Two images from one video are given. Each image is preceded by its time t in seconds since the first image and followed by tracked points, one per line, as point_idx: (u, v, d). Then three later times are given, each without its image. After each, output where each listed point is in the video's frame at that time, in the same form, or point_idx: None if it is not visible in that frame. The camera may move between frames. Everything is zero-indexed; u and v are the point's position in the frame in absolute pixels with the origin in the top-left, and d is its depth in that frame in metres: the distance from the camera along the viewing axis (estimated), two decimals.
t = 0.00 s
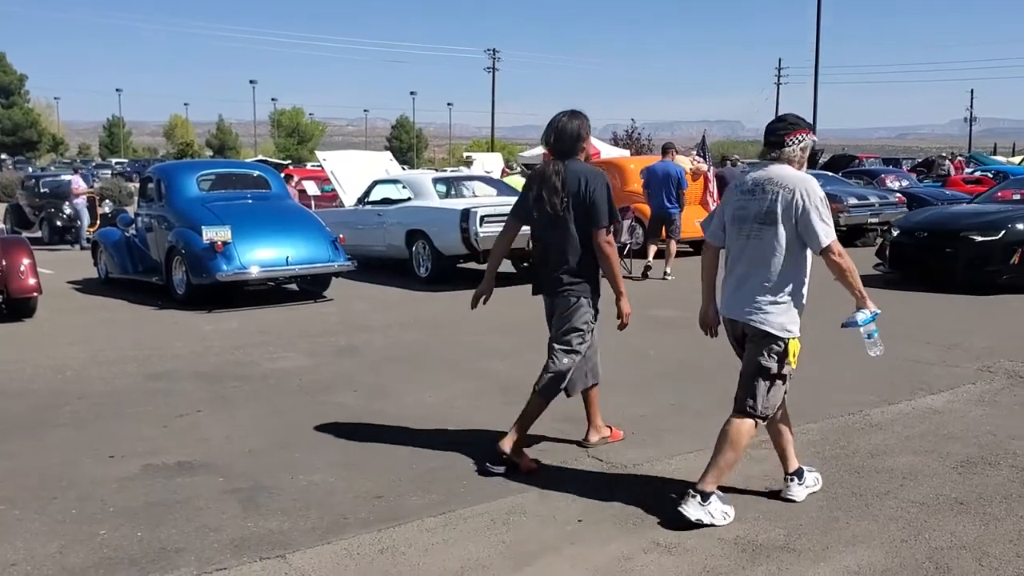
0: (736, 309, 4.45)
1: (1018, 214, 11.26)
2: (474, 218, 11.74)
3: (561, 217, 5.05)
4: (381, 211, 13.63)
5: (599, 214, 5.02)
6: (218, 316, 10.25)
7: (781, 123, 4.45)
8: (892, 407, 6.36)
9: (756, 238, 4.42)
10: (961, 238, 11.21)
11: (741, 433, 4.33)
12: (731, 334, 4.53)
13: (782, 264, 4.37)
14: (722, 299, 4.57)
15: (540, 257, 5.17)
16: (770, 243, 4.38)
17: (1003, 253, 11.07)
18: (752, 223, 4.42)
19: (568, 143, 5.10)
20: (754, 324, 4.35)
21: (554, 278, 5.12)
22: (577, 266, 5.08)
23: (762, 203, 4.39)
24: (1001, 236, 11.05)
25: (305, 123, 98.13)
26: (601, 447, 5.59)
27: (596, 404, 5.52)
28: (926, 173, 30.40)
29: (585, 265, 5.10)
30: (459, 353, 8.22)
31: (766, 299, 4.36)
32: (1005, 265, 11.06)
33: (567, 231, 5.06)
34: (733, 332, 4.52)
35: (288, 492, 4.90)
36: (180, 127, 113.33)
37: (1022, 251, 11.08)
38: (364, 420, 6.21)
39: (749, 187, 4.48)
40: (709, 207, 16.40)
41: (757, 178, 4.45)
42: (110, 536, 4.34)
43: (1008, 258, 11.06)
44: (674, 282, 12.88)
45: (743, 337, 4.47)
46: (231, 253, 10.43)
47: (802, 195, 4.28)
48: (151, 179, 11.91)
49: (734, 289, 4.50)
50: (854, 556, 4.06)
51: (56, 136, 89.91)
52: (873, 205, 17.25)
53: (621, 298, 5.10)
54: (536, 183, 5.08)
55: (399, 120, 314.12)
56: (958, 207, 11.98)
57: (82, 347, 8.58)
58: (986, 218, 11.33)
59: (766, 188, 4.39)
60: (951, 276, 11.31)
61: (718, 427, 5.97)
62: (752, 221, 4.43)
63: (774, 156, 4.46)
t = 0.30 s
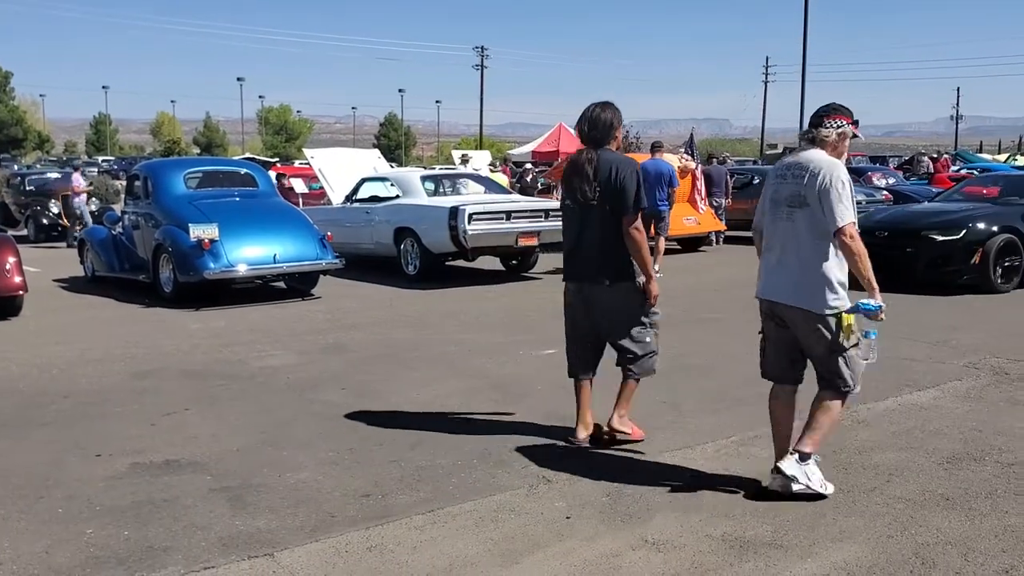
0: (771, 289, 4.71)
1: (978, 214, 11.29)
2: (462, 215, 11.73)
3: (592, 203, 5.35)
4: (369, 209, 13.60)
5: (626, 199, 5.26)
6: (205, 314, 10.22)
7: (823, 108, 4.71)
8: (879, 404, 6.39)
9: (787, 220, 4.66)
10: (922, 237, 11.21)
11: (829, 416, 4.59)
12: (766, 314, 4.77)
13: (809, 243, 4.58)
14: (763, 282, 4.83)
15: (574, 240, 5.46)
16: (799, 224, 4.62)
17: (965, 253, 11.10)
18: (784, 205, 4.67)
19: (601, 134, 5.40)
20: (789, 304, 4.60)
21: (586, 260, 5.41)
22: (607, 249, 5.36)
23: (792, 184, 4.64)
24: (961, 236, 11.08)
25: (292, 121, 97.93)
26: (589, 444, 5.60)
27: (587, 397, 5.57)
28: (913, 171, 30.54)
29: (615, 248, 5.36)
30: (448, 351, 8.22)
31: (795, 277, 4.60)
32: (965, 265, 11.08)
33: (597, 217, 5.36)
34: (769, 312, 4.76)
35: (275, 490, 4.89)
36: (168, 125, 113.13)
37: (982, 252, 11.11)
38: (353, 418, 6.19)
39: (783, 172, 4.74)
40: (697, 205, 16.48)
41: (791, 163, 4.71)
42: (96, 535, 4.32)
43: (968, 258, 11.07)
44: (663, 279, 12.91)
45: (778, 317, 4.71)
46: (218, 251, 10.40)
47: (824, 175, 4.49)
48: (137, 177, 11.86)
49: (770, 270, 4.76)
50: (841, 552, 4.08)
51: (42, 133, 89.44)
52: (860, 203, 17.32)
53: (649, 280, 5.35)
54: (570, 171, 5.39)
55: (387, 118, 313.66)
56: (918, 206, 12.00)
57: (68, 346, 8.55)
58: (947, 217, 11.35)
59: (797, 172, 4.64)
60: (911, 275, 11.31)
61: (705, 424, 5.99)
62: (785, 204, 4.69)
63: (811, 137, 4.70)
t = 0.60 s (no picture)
0: (813, 291, 4.88)
1: (939, 215, 11.20)
2: (452, 214, 11.70)
3: (639, 209, 5.42)
4: (359, 208, 13.57)
5: (675, 205, 5.36)
6: (194, 313, 10.18)
7: (875, 122, 4.87)
8: (868, 402, 6.42)
9: (834, 226, 4.84)
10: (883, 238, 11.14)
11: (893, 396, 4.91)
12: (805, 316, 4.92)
13: (854, 249, 4.75)
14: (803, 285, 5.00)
15: (619, 245, 5.54)
16: (844, 230, 4.80)
17: (926, 254, 10.99)
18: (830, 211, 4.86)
19: (649, 141, 5.47)
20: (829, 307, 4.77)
21: (631, 265, 5.48)
22: (655, 255, 5.44)
23: (840, 191, 4.83)
24: (922, 237, 10.98)
25: (281, 120, 97.73)
26: (579, 442, 5.60)
27: (596, 381, 5.59)
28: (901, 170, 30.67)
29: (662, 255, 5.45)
30: (437, 349, 8.21)
31: (835, 281, 4.77)
32: (926, 266, 10.98)
33: (644, 222, 5.43)
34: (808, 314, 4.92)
35: (264, 489, 4.88)
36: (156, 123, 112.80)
37: (943, 252, 11.01)
38: (342, 417, 6.18)
39: (832, 181, 4.93)
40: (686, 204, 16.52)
41: (840, 173, 4.89)
42: (83, 535, 4.30)
43: (930, 259, 10.97)
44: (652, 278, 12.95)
45: (818, 318, 4.86)
46: (206, 250, 10.36)
47: (871, 185, 4.68)
48: (126, 175, 11.80)
49: (810, 272, 4.93)
50: (829, 549, 4.09)
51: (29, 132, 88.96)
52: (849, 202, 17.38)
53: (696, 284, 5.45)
54: (617, 177, 5.47)
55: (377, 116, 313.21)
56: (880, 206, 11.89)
57: (55, 345, 8.50)
58: (909, 217, 11.26)
59: (845, 180, 4.83)
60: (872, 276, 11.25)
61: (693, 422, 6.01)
62: (831, 211, 4.87)
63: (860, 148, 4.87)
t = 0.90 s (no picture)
0: (864, 276, 5.07)
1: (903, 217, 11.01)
2: (445, 215, 11.70)
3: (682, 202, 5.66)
4: (352, 209, 13.56)
5: (718, 198, 5.64)
6: (186, 314, 10.16)
7: (918, 113, 5.13)
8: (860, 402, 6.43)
9: (885, 214, 5.05)
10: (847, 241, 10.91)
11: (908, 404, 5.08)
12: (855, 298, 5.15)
13: (907, 235, 4.99)
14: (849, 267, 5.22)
15: (662, 236, 5.77)
16: (896, 217, 5.01)
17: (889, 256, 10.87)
18: (882, 199, 5.05)
19: (692, 137, 5.72)
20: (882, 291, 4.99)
21: (675, 254, 5.72)
22: (698, 247, 5.69)
23: (891, 180, 5.02)
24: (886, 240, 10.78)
25: (274, 120, 97.61)
26: (572, 443, 5.61)
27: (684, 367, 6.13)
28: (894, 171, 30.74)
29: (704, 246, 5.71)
30: (430, 350, 8.21)
31: (889, 266, 4.98)
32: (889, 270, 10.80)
33: (688, 214, 5.70)
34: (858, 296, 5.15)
35: (257, 491, 4.87)
36: (148, 124, 112.68)
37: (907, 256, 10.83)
38: (336, 418, 6.18)
39: (878, 167, 5.12)
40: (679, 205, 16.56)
41: (887, 160, 5.08)
42: (75, 537, 4.29)
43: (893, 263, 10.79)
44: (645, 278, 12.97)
45: (869, 300, 5.10)
46: (199, 251, 10.34)
47: (927, 177, 4.91)
48: (117, 176, 11.77)
49: (859, 256, 5.13)
50: (822, 549, 4.10)
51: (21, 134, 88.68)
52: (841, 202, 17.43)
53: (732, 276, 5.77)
54: (661, 169, 5.69)
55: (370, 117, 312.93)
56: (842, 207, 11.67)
57: (47, 346, 8.48)
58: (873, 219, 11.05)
59: (894, 169, 5.03)
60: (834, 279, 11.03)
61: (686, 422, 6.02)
62: (881, 197, 5.07)
63: (904, 139, 5.13)
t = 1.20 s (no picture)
0: (891, 278, 5.18)
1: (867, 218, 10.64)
2: (439, 216, 11.69)
3: (715, 206, 5.80)
4: (346, 210, 13.55)
5: (749, 201, 5.76)
6: (180, 316, 10.14)
7: (928, 120, 5.22)
8: (853, 402, 6.45)
9: (908, 218, 5.16)
10: (811, 244, 10.57)
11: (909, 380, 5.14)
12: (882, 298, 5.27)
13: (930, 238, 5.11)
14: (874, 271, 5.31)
15: (695, 238, 5.92)
16: (919, 221, 5.14)
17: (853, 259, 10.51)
18: (903, 204, 5.17)
19: (724, 144, 5.87)
20: (911, 293, 5.10)
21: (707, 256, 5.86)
22: (729, 249, 5.82)
23: (912, 186, 5.14)
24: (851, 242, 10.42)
25: (267, 122, 97.47)
26: (567, 443, 5.62)
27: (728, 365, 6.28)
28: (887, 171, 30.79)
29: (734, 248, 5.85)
30: (425, 351, 8.21)
31: (916, 269, 5.09)
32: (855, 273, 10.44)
33: (720, 216, 5.82)
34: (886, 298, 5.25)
35: (251, 492, 4.86)
36: (141, 125, 112.42)
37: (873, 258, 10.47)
38: (330, 419, 6.17)
39: (897, 174, 5.23)
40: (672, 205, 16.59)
41: (905, 165, 5.20)
42: (69, 540, 4.28)
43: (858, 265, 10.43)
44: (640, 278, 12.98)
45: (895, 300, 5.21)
46: (193, 252, 10.32)
47: (948, 181, 5.06)
48: (110, 178, 11.75)
49: (884, 260, 5.23)
50: (816, 549, 4.10)
51: (13, 136, 88.36)
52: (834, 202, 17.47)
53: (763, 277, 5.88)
54: (695, 174, 5.86)
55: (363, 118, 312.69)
56: (807, 211, 11.37)
57: (40, 348, 8.45)
58: (837, 220, 10.69)
59: (914, 175, 5.15)
60: (799, 283, 10.69)
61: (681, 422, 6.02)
62: (901, 203, 5.19)
63: (919, 147, 5.23)
